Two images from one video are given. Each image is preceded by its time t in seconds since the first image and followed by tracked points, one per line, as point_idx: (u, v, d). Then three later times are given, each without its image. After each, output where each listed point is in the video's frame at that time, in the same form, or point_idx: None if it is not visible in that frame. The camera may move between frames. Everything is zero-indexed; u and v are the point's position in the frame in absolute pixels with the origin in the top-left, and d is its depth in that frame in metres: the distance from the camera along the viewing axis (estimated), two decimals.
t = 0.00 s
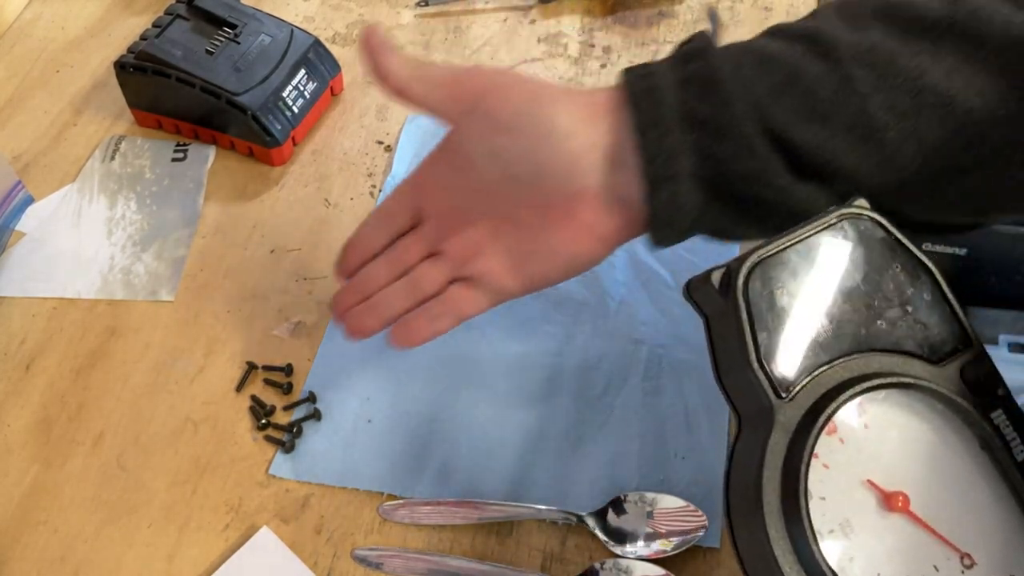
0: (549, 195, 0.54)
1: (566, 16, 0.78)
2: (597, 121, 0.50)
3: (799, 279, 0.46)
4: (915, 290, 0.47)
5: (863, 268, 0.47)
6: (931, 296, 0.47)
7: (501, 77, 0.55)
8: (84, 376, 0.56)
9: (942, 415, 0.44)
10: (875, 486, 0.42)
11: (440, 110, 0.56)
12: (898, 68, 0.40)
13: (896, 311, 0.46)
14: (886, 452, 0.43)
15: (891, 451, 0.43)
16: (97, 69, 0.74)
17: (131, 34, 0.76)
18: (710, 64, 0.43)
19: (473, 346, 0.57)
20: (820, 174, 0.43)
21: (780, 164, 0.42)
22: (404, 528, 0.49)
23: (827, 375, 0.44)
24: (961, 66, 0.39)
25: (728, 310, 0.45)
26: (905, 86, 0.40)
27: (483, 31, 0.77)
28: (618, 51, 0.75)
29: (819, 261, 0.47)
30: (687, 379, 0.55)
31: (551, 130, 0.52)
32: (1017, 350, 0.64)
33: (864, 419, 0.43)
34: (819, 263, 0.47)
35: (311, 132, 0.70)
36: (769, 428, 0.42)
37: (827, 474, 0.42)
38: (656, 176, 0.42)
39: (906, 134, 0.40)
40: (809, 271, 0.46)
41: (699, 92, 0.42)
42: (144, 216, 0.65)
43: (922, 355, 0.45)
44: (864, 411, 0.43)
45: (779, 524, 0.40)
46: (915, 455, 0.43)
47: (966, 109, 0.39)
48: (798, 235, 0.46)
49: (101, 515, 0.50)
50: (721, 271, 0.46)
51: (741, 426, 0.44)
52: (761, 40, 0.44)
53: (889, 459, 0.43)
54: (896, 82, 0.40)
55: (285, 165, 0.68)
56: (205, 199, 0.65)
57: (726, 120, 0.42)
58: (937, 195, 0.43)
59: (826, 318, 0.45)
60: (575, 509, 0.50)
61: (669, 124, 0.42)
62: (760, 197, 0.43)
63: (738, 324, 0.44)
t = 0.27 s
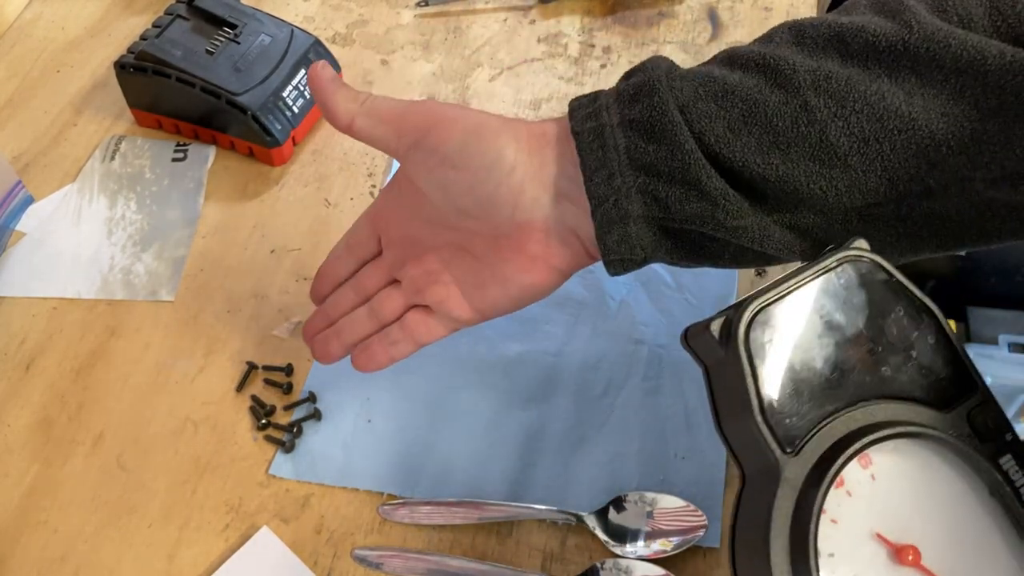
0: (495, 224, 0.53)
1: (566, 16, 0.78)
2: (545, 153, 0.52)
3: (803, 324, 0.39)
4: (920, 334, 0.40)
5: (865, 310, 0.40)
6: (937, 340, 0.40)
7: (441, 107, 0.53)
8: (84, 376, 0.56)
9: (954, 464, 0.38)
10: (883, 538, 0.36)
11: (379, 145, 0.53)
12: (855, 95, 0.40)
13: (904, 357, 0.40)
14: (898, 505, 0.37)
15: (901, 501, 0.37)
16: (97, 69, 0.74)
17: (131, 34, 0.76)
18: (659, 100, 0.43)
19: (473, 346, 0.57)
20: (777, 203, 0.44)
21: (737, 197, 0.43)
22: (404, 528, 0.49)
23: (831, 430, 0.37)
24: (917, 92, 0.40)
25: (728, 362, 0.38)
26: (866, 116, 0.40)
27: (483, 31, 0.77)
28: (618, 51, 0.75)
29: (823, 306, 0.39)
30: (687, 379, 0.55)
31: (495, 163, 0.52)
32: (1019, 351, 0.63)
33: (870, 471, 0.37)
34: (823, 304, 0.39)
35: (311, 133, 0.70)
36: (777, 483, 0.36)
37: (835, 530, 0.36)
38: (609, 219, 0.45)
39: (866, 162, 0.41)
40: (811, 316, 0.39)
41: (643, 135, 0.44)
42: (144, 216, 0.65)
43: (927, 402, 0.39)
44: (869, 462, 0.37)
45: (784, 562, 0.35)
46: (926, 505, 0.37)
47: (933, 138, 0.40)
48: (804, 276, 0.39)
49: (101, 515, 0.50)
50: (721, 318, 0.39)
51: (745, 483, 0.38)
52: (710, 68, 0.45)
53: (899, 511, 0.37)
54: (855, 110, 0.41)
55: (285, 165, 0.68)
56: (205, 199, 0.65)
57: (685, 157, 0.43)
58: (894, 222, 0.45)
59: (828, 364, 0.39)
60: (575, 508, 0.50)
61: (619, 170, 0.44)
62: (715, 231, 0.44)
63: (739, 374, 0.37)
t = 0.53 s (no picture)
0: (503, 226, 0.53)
1: (566, 16, 0.78)
2: (551, 158, 0.51)
3: (806, 307, 0.39)
4: (923, 323, 0.39)
5: (868, 298, 0.39)
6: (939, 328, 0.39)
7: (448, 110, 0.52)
8: (84, 377, 0.56)
9: (951, 450, 0.38)
10: (879, 521, 0.36)
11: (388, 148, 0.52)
12: (861, 101, 0.41)
13: (904, 342, 0.39)
14: (894, 489, 0.37)
15: (898, 484, 0.37)
16: (97, 69, 0.74)
17: (131, 33, 0.76)
18: (666, 104, 0.43)
19: (473, 347, 0.57)
20: (783, 208, 0.44)
21: (743, 201, 0.44)
22: (404, 528, 0.49)
23: (829, 415, 0.37)
24: (923, 98, 0.40)
25: (731, 344, 0.38)
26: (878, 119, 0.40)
27: (483, 31, 0.77)
28: (618, 50, 0.75)
29: (817, 291, 0.39)
30: (687, 379, 0.55)
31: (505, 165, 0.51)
32: (1019, 351, 0.63)
33: (868, 455, 0.37)
34: (823, 289, 0.39)
35: (311, 133, 0.70)
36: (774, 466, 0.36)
37: (833, 511, 0.36)
38: (616, 221, 0.45)
39: (871, 167, 0.41)
40: (806, 303, 0.39)
41: (649, 139, 0.44)
42: (144, 216, 0.65)
43: (928, 390, 0.39)
44: (868, 446, 0.37)
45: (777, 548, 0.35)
46: (922, 491, 0.37)
47: (944, 140, 0.40)
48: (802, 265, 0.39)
49: (101, 515, 0.50)
50: (726, 301, 0.39)
51: (743, 465, 0.38)
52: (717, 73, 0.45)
53: (896, 495, 0.37)
54: (859, 115, 0.41)
55: (285, 165, 0.68)
56: (205, 200, 0.66)
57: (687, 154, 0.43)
58: (900, 228, 0.44)
59: (830, 350, 0.38)
60: (575, 508, 0.50)
61: (625, 173, 0.44)
62: (721, 234, 0.44)
63: (741, 354, 0.37)
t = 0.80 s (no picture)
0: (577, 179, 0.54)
1: (567, 16, 0.78)
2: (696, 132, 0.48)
3: (782, 313, 0.44)
4: (907, 326, 0.44)
5: (853, 301, 0.45)
6: (923, 332, 0.44)
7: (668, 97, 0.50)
8: (84, 377, 0.56)
9: (938, 454, 0.41)
10: (864, 524, 0.39)
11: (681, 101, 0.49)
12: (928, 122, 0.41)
13: (886, 347, 0.44)
14: (879, 493, 0.40)
15: (884, 485, 0.40)
16: (97, 69, 0.74)
17: (131, 33, 0.77)
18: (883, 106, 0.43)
19: (474, 347, 0.57)
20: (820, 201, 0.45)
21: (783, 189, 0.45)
22: (404, 528, 0.49)
23: (814, 416, 0.41)
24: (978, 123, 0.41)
25: (717, 345, 0.43)
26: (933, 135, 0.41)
27: (483, 31, 0.77)
28: (617, 50, 0.75)
29: (806, 292, 0.44)
30: (687, 379, 0.55)
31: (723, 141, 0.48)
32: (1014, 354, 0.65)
33: (853, 459, 0.41)
34: (804, 295, 0.44)
35: (311, 133, 0.70)
36: (757, 463, 0.40)
37: (817, 513, 0.39)
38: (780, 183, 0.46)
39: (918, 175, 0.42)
40: (795, 302, 0.44)
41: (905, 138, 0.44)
42: (144, 216, 0.65)
43: (910, 392, 0.43)
44: (853, 449, 0.41)
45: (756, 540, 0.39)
46: (906, 493, 0.40)
47: (964, 147, 0.40)
48: (785, 270, 0.45)
49: (101, 515, 0.50)
50: (713, 305, 0.44)
51: (730, 464, 0.43)
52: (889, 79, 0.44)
53: (880, 496, 0.40)
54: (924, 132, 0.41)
55: (285, 165, 0.68)
56: (205, 200, 0.66)
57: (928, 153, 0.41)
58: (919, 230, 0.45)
59: (816, 353, 0.43)
60: (575, 508, 0.50)
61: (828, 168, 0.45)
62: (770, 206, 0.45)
63: (727, 357, 0.42)
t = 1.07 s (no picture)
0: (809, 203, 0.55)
1: (567, 16, 0.78)
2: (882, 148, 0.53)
3: (747, 291, 0.40)
4: (874, 307, 0.41)
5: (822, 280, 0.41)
6: (888, 312, 0.41)
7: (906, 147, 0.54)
8: (84, 376, 0.56)
9: (901, 437, 0.38)
10: (831, 503, 0.36)
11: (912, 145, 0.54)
12: None
13: (850, 326, 0.40)
14: (845, 475, 0.37)
15: (849, 464, 0.37)
16: (97, 69, 0.74)
17: (131, 33, 0.77)
18: None
19: (473, 347, 0.57)
20: None
21: None
22: (404, 528, 0.49)
23: (779, 397, 0.37)
24: None
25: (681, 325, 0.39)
26: None
27: (483, 31, 0.77)
28: (617, 50, 0.75)
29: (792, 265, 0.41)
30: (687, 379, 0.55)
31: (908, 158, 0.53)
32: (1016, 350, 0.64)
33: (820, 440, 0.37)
34: (769, 270, 0.41)
35: (311, 133, 0.70)
36: (723, 447, 0.36)
37: (784, 494, 0.35)
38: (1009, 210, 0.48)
39: None
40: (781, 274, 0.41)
41: None
42: (144, 216, 0.65)
43: (878, 372, 0.39)
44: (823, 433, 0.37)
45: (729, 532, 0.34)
46: (873, 478, 0.37)
47: None
48: (754, 253, 0.41)
49: (101, 515, 0.50)
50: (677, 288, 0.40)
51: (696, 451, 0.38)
52: None
53: (846, 476, 0.37)
54: None
55: (285, 165, 0.68)
56: (205, 199, 0.66)
57: None
58: None
59: (784, 331, 0.39)
60: (575, 509, 0.50)
61: None
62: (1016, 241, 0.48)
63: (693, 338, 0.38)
